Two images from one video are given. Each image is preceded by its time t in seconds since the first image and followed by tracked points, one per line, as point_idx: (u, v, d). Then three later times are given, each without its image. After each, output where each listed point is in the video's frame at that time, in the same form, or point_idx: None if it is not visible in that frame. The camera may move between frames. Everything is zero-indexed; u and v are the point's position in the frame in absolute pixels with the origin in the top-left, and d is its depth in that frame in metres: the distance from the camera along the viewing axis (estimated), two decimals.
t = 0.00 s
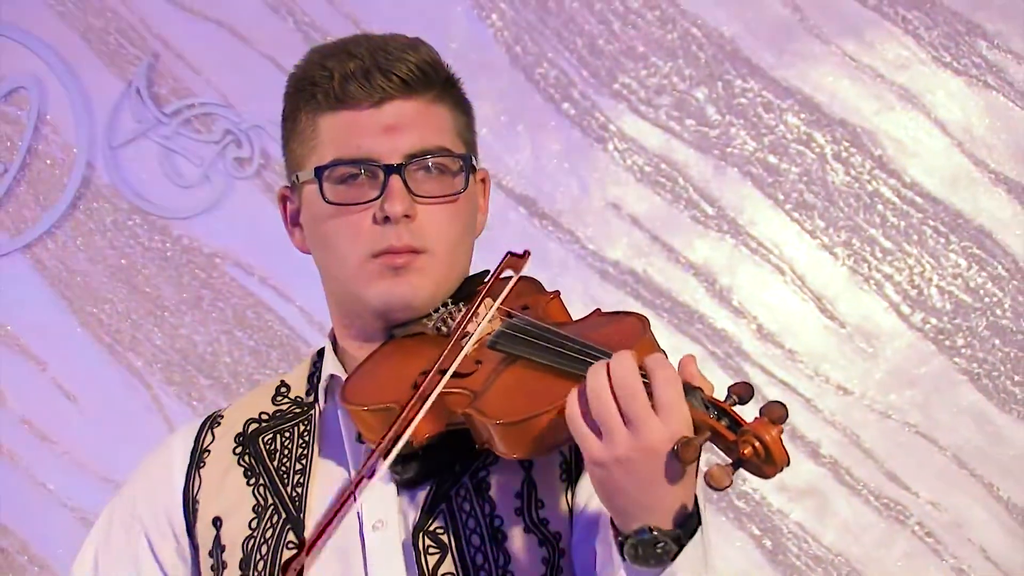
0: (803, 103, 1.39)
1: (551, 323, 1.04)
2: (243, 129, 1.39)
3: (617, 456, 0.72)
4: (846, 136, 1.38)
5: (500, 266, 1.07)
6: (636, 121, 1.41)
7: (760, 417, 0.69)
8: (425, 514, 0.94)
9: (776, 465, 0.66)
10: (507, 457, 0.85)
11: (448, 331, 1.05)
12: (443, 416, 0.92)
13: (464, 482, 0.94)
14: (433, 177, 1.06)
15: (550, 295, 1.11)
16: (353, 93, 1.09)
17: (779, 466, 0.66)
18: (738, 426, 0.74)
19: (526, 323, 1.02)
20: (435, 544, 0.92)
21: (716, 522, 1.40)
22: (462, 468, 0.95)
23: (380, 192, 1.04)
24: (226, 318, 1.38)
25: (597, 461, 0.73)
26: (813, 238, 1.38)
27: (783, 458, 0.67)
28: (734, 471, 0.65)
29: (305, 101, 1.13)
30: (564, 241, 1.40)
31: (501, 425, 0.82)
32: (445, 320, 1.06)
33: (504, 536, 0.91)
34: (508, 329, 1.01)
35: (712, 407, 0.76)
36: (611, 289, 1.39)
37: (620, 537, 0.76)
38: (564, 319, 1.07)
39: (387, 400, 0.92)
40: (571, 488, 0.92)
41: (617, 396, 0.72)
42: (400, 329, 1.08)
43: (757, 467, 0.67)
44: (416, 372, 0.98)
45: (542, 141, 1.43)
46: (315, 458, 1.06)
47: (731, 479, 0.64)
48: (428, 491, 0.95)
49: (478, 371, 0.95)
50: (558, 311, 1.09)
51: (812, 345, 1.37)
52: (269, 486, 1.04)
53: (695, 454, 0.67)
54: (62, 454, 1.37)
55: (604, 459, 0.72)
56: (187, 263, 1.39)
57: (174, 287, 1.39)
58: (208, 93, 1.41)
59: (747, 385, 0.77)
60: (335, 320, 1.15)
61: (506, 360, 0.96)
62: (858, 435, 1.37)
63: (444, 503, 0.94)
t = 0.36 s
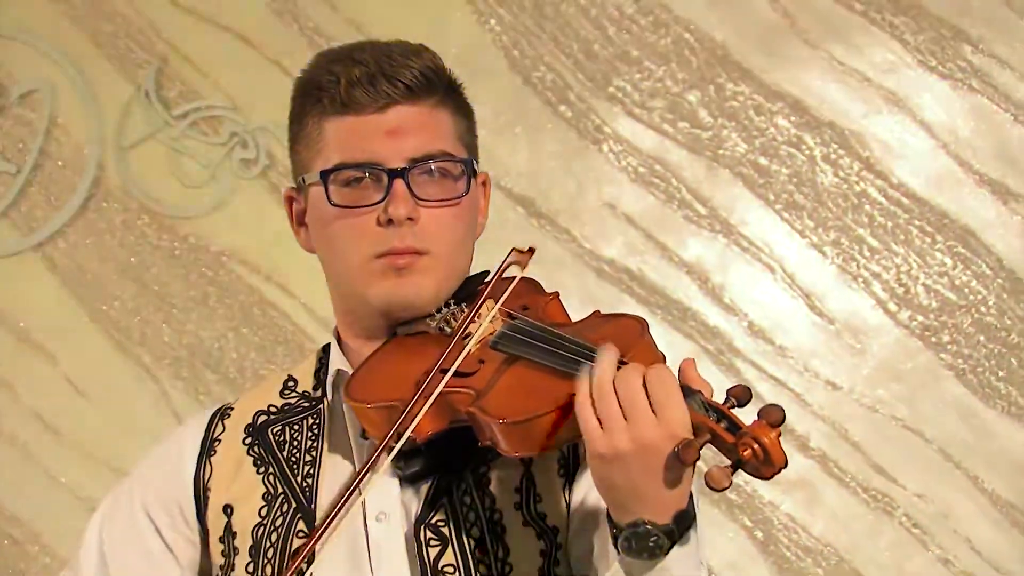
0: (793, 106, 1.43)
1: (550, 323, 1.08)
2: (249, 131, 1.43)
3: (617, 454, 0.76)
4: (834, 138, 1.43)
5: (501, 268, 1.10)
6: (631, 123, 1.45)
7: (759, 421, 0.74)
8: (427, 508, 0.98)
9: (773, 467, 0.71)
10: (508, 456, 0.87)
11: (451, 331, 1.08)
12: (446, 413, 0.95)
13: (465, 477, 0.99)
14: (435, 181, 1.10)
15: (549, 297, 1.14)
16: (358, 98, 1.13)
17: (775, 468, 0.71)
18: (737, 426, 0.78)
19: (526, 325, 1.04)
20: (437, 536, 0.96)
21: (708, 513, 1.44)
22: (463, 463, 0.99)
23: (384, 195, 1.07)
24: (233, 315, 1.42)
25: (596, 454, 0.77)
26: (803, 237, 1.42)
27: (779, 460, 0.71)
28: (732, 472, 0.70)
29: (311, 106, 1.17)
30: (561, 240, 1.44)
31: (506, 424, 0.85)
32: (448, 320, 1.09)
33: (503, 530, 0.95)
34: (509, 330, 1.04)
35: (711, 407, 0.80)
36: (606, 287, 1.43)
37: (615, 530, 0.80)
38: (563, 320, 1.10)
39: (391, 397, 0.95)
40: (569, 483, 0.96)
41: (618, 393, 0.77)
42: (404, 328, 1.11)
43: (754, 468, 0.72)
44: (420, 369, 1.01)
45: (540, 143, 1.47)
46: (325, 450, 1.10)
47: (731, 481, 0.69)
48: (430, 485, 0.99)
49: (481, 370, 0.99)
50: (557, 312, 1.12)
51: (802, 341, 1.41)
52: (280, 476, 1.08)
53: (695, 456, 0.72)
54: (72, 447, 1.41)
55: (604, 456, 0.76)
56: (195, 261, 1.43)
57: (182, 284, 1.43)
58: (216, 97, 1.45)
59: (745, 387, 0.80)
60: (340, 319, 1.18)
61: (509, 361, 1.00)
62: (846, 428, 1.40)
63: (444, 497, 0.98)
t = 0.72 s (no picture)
0: (783, 102, 1.47)
1: (541, 309, 1.12)
2: (254, 126, 1.47)
3: (600, 428, 0.79)
4: (824, 133, 1.47)
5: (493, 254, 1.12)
6: (625, 119, 1.49)
7: (739, 396, 0.76)
8: (423, 491, 1.00)
9: (753, 441, 0.73)
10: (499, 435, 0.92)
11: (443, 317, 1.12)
12: (440, 396, 0.99)
13: (459, 460, 1.02)
14: (429, 173, 1.13)
15: (539, 284, 1.18)
16: (354, 93, 1.16)
17: (755, 443, 0.73)
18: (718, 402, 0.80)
19: (514, 309, 1.08)
20: (432, 519, 0.98)
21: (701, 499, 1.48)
22: (457, 446, 1.03)
23: (379, 187, 1.10)
24: (238, 305, 1.46)
25: (581, 429, 0.81)
26: (793, 230, 1.46)
27: (759, 434, 0.73)
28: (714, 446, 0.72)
29: (309, 100, 1.21)
30: (557, 232, 1.48)
31: (493, 405, 0.89)
32: (440, 306, 1.13)
33: (497, 511, 0.99)
34: (498, 315, 1.08)
35: (693, 385, 0.82)
36: (601, 278, 1.47)
37: (600, 501, 0.84)
38: (554, 306, 1.15)
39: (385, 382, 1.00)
40: (559, 463, 1.01)
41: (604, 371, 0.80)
42: (399, 316, 1.15)
43: (734, 442, 0.74)
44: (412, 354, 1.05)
45: (537, 138, 1.51)
46: (322, 435, 1.13)
47: (712, 455, 0.72)
48: (425, 468, 1.02)
49: (473, 353, 1.02)
50: (547, 298, 1.17)
51: (791, 331, 1.45)
52: (278, 461, 1.11)
53: (678, 430, 0.74)
54: (82, 434, 1.45)
55: (588, 429, 0.80)
56: (200, 253, 1.47)
57: (189, 275, 1.47)
58: (221, 92, 1.49)
59: (726, 364, 0.82)
60: (339, 307, 1.22)
61: (500, 343, 1.03)
62: (834, 415, 1.45)
63: (439, 480, 1.01)
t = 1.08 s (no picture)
0: (773, 96, 1.52)
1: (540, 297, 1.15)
2: (259, 119, 1.52)
3: (597, 413, 0.81)
4: (813, 126, 1.51)
5: (492, 245, 1.16)
6: (620, 112, 1.54)
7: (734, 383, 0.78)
8: (423, 473, 1.01)
9: (748, 427, 0.75)
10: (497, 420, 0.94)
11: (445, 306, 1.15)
12: (441, 381, 1.01)
13: (459, 444, 1.03)
14: (431, 164, 1.16)
15: (538, 274, 1.21)
16: (358, 86, 1.19)
17: (750, 429, 0.74)
18: (713, 389, 0.82)
19: (515, 298, 1.10)
20: (433, 501, 0.99)
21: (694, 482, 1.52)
22: (458, 431, 1.04)
23: (382, 177, 1.13)
24: (244, 294, 1.50)
25: (579, 414, 0.83)
26: (783, 220, 1.50)
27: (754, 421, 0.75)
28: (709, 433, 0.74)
29: (314, 94, 1.25)
30: (554, 223, 1.52)
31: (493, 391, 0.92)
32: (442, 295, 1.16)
33: (497, 494, 0.99)
34: (499, 304, 1.10)
35: (690, 373, 0.84)
36: (597, 267, 1.51)
37: (597, 484, 0.86)
38: (553, 294, 1.17)
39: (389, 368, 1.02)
40: (557, 448, 1.01)
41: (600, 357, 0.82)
42: (401, 305, 1.18)
43: (729, 428, 0.76)
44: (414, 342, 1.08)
45: (534, 131, 1.55)
46: (325, 421, 1.13)
47: (708, 440, 0.73)
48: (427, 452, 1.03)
49: (473, 341, 1.05)
50: (546, 287, 1.19)
51: (781, 318, 1.49)
52: (282, 446, 1.11)
53: (672, 417, 0.76)
54: (92, 419, 1.49)
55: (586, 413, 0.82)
56: (207, 243, 1.51)
57: (196, 265, 1.51)
58: (227, 87, 1.53)
59: (721, 352, 0.84)
60: (342, 297, 1.24)
61: (499, 331, 1.07)
62: (823, 400, 1.49)
63: (440, 463, 1.01)
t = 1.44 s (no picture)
0: (765, 93, 1.56)
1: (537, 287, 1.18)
2: (265, 116, 1.56)
3: (595, 401, 0.80)
4: (803, 122, 1.55)
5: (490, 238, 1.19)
6: (615, 109, 1.58)
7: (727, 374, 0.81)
8: (425, 458, 1.02)
9: (740, 417, 0.78)
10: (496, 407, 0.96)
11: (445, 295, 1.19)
12: (440, 369, 1.02)
13: (458, 430, 1.04)
14: (431, 158, 1.20)
15: (536, 266, 1.24)
16: (360, 81, 1.23)
17: (742, 418, 0.78)
18: (706, 380, 0.86)
19: (511, 289, 1.13)
20: (433, 485, 1.00)
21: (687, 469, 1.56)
22: (458, 418, 1.04)
23: (383, 170, 1.17)
24: (250, 285, 1.55)
25: (575, 404, 0.81)
26: (774, 214, 1.54)
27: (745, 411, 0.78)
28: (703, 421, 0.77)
29: (317, 89, 1.28)
30: (551, 216, 1.56)
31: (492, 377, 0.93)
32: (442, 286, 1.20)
33: (495, 480, 1.00)
34: (497, 295, 1.13)
35: (683, 364, 0.87)
36: (593, 259, 1.55)
37: (592, 471, 0.85)
38: (550, 286, 1.21)
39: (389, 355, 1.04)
40: (555, 434, 0.99)
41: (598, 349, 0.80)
42: (401, 294, 1.21)
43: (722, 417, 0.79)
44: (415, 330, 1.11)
45: (532, 127, 1.59)
46: (329, 406, 1.16)
47: (701, 429, 0.76)
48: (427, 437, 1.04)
49: (473, 330, 1.07)
50: (543, 279, 1.23)
51: (773, 309, 1.54)
52: (287, 429, 1.14)
53: (669, 407, 0.77)
54: (102, 407, 1.53)
55: (583, 402, 0.80)
56: (214, 236, 1.56)
57: (203, 257, 1.55)
58: (233, 84, 1.57)
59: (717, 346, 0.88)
60: (344, 289, 1.27)
61: (498, 321, 1.07)
62: (813, 389, 1.53)
63: (441, 448, 1.03)
